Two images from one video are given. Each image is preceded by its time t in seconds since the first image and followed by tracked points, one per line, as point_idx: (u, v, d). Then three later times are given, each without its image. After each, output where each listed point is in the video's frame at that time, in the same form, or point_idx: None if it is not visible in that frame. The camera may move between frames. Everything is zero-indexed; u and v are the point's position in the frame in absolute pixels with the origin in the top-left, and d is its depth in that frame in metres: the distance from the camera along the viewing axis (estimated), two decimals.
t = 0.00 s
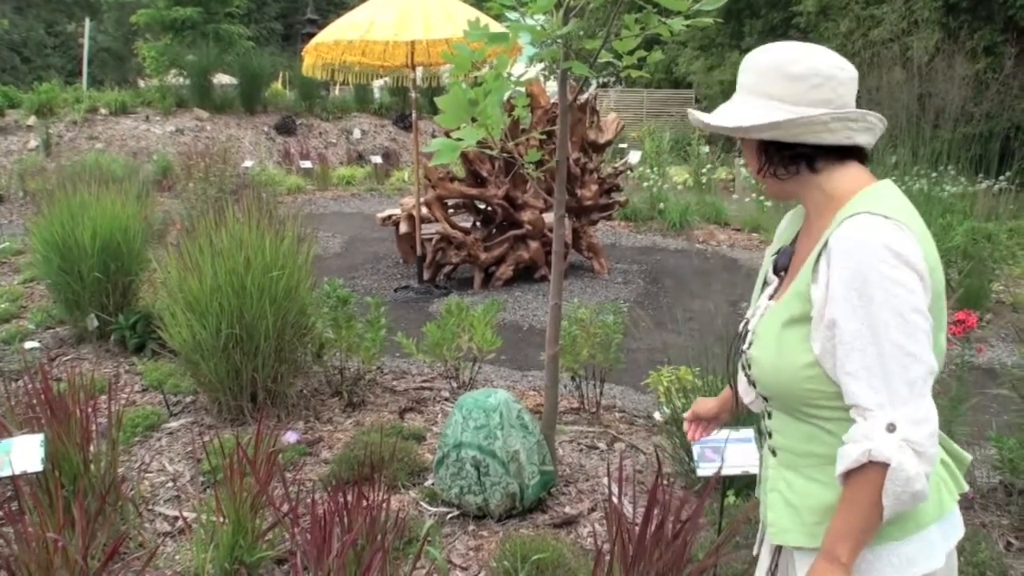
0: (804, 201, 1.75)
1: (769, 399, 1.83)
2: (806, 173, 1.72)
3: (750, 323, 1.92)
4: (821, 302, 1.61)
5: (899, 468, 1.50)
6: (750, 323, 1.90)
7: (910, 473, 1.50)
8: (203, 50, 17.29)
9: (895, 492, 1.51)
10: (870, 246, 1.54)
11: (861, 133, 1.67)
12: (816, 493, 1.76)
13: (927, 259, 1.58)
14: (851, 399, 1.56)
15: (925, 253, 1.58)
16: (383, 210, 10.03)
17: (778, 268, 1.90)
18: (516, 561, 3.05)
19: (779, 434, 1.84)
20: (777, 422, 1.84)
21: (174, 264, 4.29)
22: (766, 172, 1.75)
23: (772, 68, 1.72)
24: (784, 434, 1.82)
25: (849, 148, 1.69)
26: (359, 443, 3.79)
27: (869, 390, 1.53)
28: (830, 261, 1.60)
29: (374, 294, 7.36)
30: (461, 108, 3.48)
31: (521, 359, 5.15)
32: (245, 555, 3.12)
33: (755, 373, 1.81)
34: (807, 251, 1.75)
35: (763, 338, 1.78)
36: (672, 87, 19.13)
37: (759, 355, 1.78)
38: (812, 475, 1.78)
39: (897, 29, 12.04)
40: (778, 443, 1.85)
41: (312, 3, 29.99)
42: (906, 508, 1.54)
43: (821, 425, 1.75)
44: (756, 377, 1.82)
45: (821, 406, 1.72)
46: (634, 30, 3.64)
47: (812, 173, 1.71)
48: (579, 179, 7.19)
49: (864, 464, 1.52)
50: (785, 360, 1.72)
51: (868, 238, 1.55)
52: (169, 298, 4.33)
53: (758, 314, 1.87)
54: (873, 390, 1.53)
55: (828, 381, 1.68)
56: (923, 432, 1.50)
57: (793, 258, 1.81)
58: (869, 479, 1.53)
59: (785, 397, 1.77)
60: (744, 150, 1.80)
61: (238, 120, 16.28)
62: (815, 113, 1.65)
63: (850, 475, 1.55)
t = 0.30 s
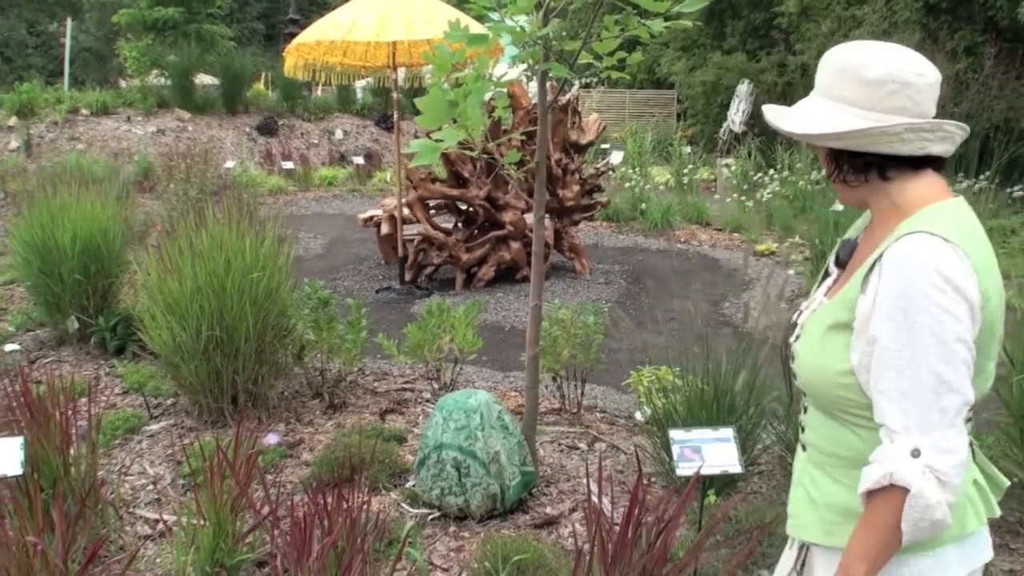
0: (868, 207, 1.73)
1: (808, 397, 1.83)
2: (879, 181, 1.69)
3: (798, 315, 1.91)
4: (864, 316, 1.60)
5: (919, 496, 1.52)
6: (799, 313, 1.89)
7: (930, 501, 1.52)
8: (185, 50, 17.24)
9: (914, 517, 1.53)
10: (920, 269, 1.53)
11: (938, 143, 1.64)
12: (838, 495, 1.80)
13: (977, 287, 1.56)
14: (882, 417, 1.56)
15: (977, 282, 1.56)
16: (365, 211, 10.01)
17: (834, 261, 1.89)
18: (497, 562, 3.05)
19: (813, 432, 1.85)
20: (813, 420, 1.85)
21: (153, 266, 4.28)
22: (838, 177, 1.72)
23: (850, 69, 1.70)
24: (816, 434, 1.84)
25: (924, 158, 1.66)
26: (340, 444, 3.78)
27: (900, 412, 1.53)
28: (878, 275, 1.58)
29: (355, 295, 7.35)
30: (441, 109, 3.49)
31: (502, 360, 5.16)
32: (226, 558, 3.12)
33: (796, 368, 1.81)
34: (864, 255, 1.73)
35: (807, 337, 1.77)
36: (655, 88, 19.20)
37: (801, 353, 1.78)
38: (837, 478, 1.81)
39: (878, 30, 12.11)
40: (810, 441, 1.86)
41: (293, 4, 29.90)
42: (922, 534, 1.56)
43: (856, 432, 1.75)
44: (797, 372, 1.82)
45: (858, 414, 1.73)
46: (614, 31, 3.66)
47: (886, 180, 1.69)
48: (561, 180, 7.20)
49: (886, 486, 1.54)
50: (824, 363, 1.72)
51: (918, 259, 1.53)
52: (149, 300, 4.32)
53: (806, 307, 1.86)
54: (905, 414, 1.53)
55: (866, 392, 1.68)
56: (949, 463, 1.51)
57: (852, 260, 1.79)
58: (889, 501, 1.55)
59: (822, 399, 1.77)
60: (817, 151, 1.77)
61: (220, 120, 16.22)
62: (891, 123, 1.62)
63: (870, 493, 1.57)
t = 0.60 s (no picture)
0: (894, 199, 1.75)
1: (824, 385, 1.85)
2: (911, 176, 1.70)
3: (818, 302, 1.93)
4: (881, 308, 1.61)
5: (926, 490, 1.53)
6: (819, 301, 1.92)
7: (936, 497, 1.53)
8: (157, 53, 17.12)
9: (920, 512, 1.55)
10: (939, 264, 1.54)
11: (970, 140, 1.65)
12: (842, 483, 1.84)
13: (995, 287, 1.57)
14: (894, 409, 1.57)
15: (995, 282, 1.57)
16: (339, 215, 9.99)
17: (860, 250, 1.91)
18: (471, 566, 3.05)
19: (824, 421, 1.88)
20: (825, 410, 1.88)
21: (124, 271, 4.25)
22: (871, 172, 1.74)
23: (885, 65, 1.70)
24: (827, 423, 1.87)
25: (955, 155, 1.67)
26: (313, 449, 3.77)
27: (912, 406, 1.54)
28: (897, 268, 1.59)
29: (329, 299, 7.33)
30: (414, 112, 3.50)
31: (477, 363, 5.16)
32: (198, 563, 3.10)
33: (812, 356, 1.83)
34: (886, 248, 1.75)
35: (825, 326, 1.79)
36: (628, 91, 19.29)
37: (818, 342, 1.79)
38: (842, 467, 1.84)
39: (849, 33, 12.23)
40: (820, 429, 1.90)
41: (266, 6, 29.80)
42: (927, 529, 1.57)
43: (868, 425, 1.77)
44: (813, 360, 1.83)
45: (871, 406, 1.75)
46: (586, 35, 3.68)
47: (916, 175, 1.70)
48: (534, 183, 7.21)
49: (895, 478, 1.55)
50: (841, 354, 1.73)
51: (938, 255, 1.54)
52: (120, 304, 4.29)
53: (826, 295, 1.88)
54: (916, 408, 1.53)
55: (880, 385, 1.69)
56: (958, 461, 1.52)
57: (875, 253, 1.81)
58: (897, 493, 1.56)
59: (837, 387, 1.78)
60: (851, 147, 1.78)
61: (193, 124, 16.13)
62: (925, 118, 1.63)
63: (877, 484, 1.58)
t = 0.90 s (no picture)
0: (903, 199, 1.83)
1: (825, 378, 1.91)
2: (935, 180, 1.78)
3: (812, 300, 1.99)
4: (905, 302, 1.70)
5: (940, 466, 1.66)
6: (813, 300, 1.97)
7: (944, 473, 1.67)
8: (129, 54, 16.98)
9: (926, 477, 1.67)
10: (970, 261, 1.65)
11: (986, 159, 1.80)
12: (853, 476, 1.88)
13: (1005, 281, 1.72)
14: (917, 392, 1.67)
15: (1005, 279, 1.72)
16: (313, 217, 9.96)
17: (848, 252, 1.97)
18: (443, 569, 3.04)
19: (827, 415, 1.93)
20: (828, 404, 1.92)
21: (94, 274, 4.23)
22: (895, 169, 1.80)
23: (954, 70, 1.76)
24: (830, 419, 1.92)
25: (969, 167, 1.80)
26: (285, 452, 3.76)
27: (939, 390, 1.64)
28: (924, 262, 1.69)
29: (302, 302, 7.30)
30: (386, 116, 3.50)
31: (450, 366, 5.16)
32: (169, 568, 3.06)
33: (818, 352, 1.88)
34: (890, 248, 1.84)
35: (836, 320, 1.85)
36: (602, 94, 19.39)
37: (829, 334, 1.85)
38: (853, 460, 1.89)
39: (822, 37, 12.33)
40: (823, 423, 1.94)
41: (239, 8, 29.68)
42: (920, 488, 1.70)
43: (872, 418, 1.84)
44: (819, 357, 1.89)
45: (877, 398, 1.81)
46: (558, 38, 3.70)
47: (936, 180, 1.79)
48: (508, 186, 7.22)
49: (912, 448, 1.66)
50: (856, 346, 1.80)
51: (969, 252, 1.66)
52: (90, 308, 4.26)
53: (824, 294, 1.94)
54: (944, 392, 1.64)
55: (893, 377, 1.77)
56: (973, 445, 1.66)
57: (872, 251, 1.89)
58: (897, 447, 1.67)
59: (845, 380, 1.84)
60: (876, 137, 1.80)
61: (166, 126, 16.04)
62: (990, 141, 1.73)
63: (885, 443, 1.67)
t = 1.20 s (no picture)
0: (892, 196, 1.97)
1: (821, 373, 2.01)
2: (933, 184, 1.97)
3: (789, 308, 2.09)
4: (907, 287, 1.85)
5: (923, 429, 1.83)
6: (793, 306, 2.07)
7: (923, 435, 1.84)
8: (93, 60, 16.84)
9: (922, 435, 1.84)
10: (960, 246, 1.82)
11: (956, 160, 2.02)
12: (869, 467, 1.96)
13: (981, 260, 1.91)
14: (921, 364, 1.82)
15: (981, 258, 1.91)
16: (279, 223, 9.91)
17: (812, 256, 2.09)
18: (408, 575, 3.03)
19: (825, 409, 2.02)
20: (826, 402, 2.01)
21: (57, 282, 4.19)
22: (904, 171, 1.94)
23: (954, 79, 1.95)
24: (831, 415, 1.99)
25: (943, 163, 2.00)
26: (250, 459, 3.74)
27: (944, 361, 1.80)
28: (918, 251, 1.85)
29: (267, 309, 7.26)
30: (348, 123, 3.51)
31: (416, 372, 5.15)
32: None
33: (818, 349, 1.99)
34: (873, 242, 1.97)
35: (833, 317, 1.95)
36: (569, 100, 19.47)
37: (833, 330, 1.95)
38: (864, 452, 1.96)
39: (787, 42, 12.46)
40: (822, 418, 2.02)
41: (204, 13, 29.50)
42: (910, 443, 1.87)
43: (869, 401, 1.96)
44: (818, 354, 1.99)
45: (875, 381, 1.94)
46: (522, 44, 3.70)
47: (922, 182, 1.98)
48: (473, 192, 7.24)
49: (894, 409, 1.84)
50: (864, 337, 1.91)
51: (957, 238, 1.83)
52: (53, 316, 4.22)
53: (805, 299, 2.04)
54: (949, 362, 1.80)
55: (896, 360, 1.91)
56: (957, 414, 1.82)
57: (845, 247, 2.03)
58: (893, 411, 1.84)
59: (847, 371, 1.96)
60: (896, 137, 1.92)
61: (130, 132, 15.91)
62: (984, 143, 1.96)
63: (877, 402, 1.85)
